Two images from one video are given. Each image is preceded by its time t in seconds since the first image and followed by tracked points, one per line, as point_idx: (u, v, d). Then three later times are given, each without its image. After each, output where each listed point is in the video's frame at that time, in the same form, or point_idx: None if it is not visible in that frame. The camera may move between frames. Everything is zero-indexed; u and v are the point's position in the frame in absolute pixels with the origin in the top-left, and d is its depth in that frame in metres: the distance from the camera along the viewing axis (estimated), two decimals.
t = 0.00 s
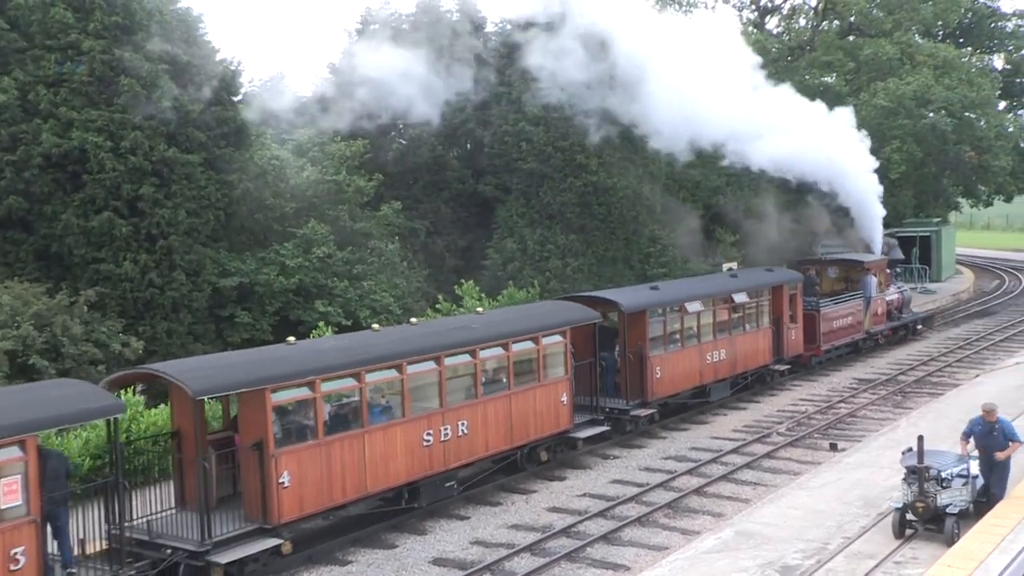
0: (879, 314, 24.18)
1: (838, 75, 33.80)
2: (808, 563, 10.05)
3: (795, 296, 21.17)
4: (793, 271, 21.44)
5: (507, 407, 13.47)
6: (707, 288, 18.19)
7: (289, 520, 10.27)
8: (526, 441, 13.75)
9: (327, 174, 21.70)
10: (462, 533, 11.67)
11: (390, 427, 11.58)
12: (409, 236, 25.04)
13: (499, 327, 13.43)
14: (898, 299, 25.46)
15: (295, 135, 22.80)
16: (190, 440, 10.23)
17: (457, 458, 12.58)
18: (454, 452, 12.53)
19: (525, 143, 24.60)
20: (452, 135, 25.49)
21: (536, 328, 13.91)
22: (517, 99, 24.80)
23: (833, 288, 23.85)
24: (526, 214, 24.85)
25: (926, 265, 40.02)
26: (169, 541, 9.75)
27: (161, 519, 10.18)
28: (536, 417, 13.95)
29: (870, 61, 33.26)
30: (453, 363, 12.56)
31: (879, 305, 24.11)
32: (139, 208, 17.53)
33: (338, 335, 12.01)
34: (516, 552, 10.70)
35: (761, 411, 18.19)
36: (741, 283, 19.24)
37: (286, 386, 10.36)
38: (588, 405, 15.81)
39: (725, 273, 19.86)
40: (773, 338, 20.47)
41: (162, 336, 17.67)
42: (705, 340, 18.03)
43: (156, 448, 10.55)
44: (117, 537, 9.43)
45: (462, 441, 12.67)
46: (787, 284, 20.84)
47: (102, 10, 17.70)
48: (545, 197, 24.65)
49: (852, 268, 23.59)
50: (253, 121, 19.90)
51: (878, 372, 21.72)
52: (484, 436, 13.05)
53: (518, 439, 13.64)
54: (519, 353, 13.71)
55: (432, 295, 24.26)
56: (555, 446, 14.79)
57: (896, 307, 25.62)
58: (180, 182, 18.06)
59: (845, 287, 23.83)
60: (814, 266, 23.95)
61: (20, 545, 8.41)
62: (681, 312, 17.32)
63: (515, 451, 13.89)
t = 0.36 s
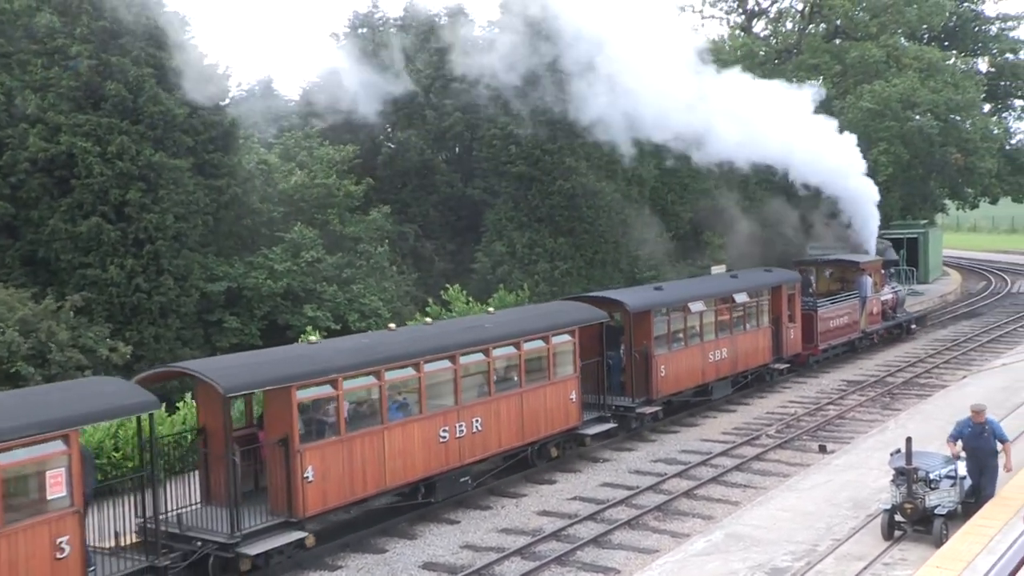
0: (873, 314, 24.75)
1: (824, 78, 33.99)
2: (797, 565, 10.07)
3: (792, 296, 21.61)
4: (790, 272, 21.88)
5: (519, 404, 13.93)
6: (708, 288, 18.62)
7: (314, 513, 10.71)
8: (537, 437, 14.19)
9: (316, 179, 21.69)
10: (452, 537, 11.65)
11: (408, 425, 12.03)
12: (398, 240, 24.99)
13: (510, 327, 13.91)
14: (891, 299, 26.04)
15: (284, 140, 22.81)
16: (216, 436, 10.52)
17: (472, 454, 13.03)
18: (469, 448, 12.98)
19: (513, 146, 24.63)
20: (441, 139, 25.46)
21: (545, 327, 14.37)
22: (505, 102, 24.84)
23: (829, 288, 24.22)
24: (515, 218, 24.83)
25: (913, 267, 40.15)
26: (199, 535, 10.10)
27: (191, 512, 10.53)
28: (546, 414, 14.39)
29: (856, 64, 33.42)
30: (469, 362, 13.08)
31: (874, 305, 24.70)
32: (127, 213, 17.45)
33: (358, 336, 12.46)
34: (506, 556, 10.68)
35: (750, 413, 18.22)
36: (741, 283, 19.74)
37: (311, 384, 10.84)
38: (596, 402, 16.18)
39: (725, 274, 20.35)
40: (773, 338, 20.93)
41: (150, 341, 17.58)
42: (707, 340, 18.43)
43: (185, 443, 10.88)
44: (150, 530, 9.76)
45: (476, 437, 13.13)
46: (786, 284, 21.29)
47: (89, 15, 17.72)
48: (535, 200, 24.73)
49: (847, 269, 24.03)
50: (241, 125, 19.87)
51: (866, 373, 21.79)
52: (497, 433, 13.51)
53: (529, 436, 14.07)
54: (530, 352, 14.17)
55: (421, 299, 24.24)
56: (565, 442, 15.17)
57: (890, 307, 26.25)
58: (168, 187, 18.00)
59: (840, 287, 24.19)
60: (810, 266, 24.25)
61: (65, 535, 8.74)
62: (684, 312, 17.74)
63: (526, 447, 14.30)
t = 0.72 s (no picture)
0: (863, 315, 25.25)
1: (808, 83, 34.14)
2: (779, 568, 10.12)
3: (786, 298, 22.03)
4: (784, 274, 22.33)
5: (524, 402, 14.34)
6: (705, 290, 19.09)
7: (330, 505, 11.14)
8: (542, 434, 14.61)
9: (301, 182, 21.63)
10: (436, 541, 11.65)
11: (418, 421, 12.45)
12: (383, 243, 24.97)
13: (516, 326, 14.34)
14: (879, 301, 26.51)
15: (268, 143, 22.76)
16: (234, 429, 10.95)
17: (479, 450, 13.45)
18: (476, 444, 13.41)
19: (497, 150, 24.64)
20: (425, 142, 25.41)
21: (549, 327, 14.80)
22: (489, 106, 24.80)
23: (819, 290, 24.38)
24: (500, 221, 24.84)
25: (896, 270, 40.34)
26: (221, 526, 10.49)
27: (212, 505, 10.92)
28: (550, 412, 14.81)
29: (839, 69, 33.64)
30: (478, 361, 13.53)
31: (864, 306, 25.17)
32: (109, 216, 17.38)
33: (371, 335, 12.88)
34: (490, 559, 10.71)
35: (734, 417, 18.28)
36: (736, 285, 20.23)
37: (327, 380, 11.27)
38: (597, 401, 16.61)
39: (720, 276, 20.83)
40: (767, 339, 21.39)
41: (133, 345, 17.50)
42: (704, 340, 18.87)
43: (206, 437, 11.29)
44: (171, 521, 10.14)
45: (483, 434, 13.54)
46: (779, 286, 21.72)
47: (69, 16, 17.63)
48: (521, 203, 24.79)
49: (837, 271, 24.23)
50: (224, 127, 19.79)
51: (849, 377, 21.91)
52: (504, 429, 13.93)
53: (535, 432, 14.49)
54: (535, 351, 14.60)
55: (405, 302, 24.23)
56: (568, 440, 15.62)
57: (878, 309, 26.76)
58: (150, 189, 17.94)
59: (831, 289, 24.36)
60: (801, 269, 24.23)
61: (99, 524, 9.20)
62: (682, 313, 18.19)
63: (530, 444, 14.71)
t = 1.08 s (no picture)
0: (848, 313, 25.69)
1: (786, 84, 34.32)
2: (758, 567, 10.15)
3: (773, 297, 22.39)
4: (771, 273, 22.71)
5: (524, 397, 14.66)
6: (696, 288, 19.57)
7: (340, 496, 11.45)
8: (540, 428, 14.94)
9: (280, 183, 21.51)
10: (416, 542, 11.62)
11: (422, 415, 12.78)
12: (362, 244, 24.90)
13: (515, 323, 14.69)
14: (863, 300, 26.94)
15: (247, 143, 22.66)
16: (246, 422, 11.32)
17: (481, 443, 13.78)
18: (478, 438, 13.74)
19: (476, 151, 24.65)
20: (404, 143, 25.37)
21: (547, 323, 15.13)
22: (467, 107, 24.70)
23: (805, 289, 24.77)
24: (479, 222, 24.81)
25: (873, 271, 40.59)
26: (235, 516, 10.82)
27: (226, 496, 11.26)
28: (548, 406, 15.14)
29: (816, 70, 33.84)
30: (481, 357, 13.89)
31: (848, 304, 25.60)
32: (85, 216, 17.25)
33: (377, 331, 13.19)
34: (469, 560, 10.68)
35: (713, 417, 18.32)
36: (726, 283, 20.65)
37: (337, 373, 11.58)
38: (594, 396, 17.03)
39: (709, 274, 21.21)
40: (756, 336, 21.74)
41: (109, 346, 17.39)
42: (696, 337, 19.35)
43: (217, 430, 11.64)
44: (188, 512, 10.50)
45: (485, 427, 13.86)
46: (766, 285, 22.07)
47: (43, 14, 17.49)
48: (501, 204, 24.81)
49: (822, 270, 24.63)
50: (201, 127, 19.68)
51: (827, 376, 22.01)
52: (504, 423, 14.24)
53: (534, 426, 14.82)
54: (534, 347, 14.93)
55: (384, 303, 24.18)
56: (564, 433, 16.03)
57: (862, 307, 27.17)
58: (126, 190, 17.82)
59: (816, 287, 24.74)
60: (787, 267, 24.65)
61: (124, 512, 9.42)
62: (674, 310, 18.67)
63: (530, 439, 15.07)
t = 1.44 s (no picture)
0: (841, 312, 26.03)
1: (774, 84, 34.39)
2: (742, 566, 10.16)
3: (767, 294, 22.74)
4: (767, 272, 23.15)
5: (529, 388, 15.05)
6: (695, 285, 19.97)
7: (355, 483, 11.82)
8: (544, 420, 15.37)
9: (267, 179, 21.39)
10: (401, 538, 11.58)
11: (433, 406, 13.16)
12: (348, 241, 24.83)
13: (522, 317, 15.06)
14: (855, 299, 27.24)
15: (233, 139, 22.56)
16: (262, 411, 11.81)
17: (488, 434, 14.17)
18: (486, 428, 14.12)
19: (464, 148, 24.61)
20: (391, 140, 25.33)
21: (551, 318, 15.54)
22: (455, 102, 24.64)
23: (798, 287, 25.20)
24: (466, 219, 24.74)
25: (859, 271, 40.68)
26: (255, 501, 11.15)
27: (244, 482, 11.59)
28: (550, 398, 15.55)
29: (804, 70, 33.94)
30: (489, 349, 14.24)
31: (841, 303, 25.96)
32: (70, 210, 17.12)
33: (389, 324, 13.56)
34: (454, 557, 10.65)
35: (699, 416, 18.35)
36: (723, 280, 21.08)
37: (353, 364, 11.93)
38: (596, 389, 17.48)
39: (707, 272, 21.49)
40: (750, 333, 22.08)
41: (94, 341, 17.30)
42: (694, 332, 19.74)
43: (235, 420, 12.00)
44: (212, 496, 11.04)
45: (491, 418, 14.24)
46: (762, 283, 22.43)
47: (28, 6, 17.38)
48: (488, 202, 24.80)
49: (816, 269, 25.15)
50: (188, 122, 19.58)
51: (812, 376, 22.05)
52: (510, 415, 14.64)
53: (538, 418, 15.24)
54: (540, 341, 15.32)
55: (370, 300, 24.12)
56: (555, 429, 16.10)
57: (853, 306, 27.47)
58: (111, 184, 17.66)
59: (809, 285, 25.20)
60: (780, 266, 25.05)
61: (154, 493, 9.88)
62: (673, 307, 19.05)
63: (533, 431, 15.48)
